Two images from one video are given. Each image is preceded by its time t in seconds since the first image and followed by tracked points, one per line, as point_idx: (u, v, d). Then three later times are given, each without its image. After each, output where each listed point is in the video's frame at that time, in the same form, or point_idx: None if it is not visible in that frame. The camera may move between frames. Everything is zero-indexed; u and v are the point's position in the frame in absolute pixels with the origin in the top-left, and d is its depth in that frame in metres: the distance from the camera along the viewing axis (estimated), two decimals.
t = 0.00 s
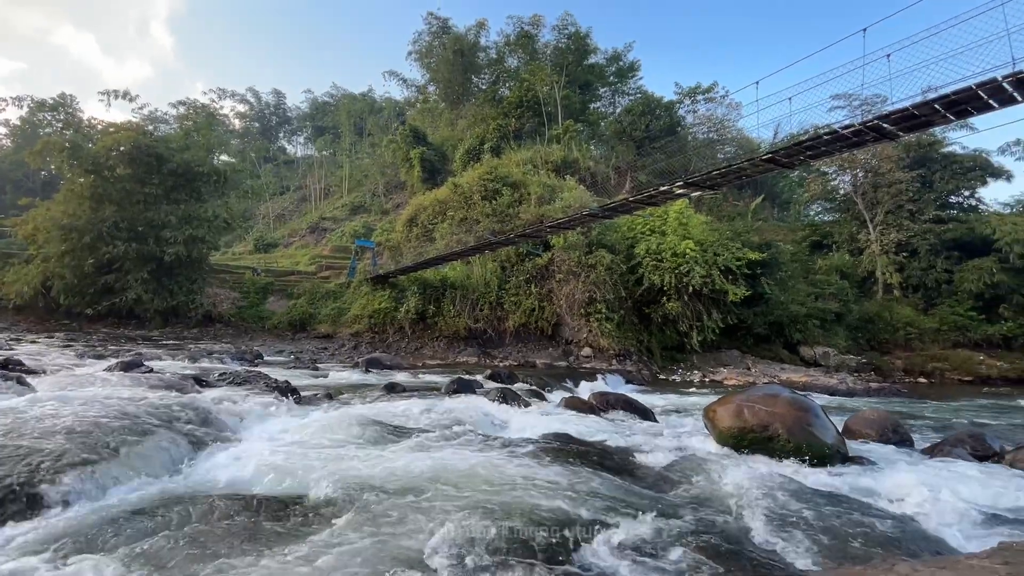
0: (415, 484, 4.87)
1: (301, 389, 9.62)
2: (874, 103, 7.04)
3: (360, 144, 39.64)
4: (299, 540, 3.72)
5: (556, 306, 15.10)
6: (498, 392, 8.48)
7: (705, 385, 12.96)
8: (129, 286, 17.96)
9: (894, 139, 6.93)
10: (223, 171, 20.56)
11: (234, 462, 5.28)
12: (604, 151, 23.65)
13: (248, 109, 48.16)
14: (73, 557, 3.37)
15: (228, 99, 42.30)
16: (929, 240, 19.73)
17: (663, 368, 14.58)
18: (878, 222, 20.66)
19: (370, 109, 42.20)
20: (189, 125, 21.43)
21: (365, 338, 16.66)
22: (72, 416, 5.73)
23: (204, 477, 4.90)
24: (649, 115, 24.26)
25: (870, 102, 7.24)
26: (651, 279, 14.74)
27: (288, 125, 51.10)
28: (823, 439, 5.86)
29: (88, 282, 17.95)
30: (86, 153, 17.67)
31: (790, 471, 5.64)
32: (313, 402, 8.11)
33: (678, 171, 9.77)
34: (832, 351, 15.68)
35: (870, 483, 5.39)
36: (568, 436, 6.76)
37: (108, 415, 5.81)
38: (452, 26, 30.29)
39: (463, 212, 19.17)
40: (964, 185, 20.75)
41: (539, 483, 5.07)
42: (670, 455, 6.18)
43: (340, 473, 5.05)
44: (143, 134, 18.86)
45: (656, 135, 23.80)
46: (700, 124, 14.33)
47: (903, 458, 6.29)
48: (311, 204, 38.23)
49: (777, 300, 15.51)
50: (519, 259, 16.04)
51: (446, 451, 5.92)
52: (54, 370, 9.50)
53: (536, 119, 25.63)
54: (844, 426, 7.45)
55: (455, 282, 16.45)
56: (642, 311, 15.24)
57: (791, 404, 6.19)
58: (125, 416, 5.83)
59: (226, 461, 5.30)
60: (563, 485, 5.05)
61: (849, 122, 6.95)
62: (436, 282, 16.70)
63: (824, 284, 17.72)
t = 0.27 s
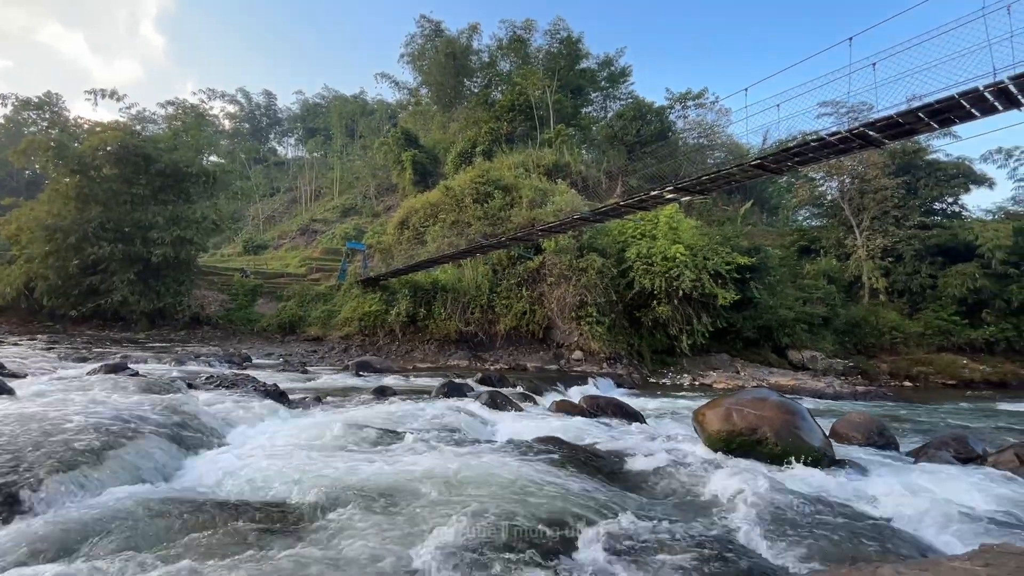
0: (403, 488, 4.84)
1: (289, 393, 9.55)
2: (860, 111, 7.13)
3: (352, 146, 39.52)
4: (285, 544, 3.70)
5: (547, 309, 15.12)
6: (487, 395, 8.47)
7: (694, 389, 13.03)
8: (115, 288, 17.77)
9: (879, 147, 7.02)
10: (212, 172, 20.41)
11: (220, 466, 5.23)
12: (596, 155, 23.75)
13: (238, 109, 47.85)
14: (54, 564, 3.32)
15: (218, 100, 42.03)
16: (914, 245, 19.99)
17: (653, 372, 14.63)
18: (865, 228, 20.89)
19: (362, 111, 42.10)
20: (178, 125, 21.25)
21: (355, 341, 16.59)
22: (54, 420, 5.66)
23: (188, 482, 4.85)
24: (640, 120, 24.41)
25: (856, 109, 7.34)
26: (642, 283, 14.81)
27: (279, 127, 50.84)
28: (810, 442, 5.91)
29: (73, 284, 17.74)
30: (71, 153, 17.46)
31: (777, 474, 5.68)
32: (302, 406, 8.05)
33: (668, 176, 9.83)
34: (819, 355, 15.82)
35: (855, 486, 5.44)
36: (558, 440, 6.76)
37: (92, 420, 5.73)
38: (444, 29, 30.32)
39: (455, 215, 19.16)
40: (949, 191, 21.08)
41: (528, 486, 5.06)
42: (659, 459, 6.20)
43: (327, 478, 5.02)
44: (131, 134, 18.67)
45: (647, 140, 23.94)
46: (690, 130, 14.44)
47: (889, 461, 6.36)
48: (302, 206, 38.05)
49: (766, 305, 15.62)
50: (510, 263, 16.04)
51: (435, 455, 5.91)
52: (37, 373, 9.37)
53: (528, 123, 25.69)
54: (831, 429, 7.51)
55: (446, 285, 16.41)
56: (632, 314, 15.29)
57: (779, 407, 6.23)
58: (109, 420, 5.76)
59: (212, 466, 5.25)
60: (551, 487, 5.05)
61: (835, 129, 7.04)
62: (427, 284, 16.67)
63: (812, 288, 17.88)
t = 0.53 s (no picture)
0: (389, 491, 4.82)
1: (276, 395, 9.48)
2: (845, 117, 7.23)
3: (342, 147, 39.36)
4: (267, 547, 3.65)
5: (537, 311, 15.14)
6: (477, 398, 8.46)
7: (683, 391, 13.09)
8: (98, 288, 17.55)
9: (863, 153, 7.12)
10: (199, 172, 20.21)
11: (204, 469, 5.18)
12: (586, 159, 23.85)
13: (226, 108, 47.41)
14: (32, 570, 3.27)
15: (205, 99, 41.66)
16: (898, 250, 20.28)
17: (642, 374, 14.69)
18: (850, 232, 21.16)
19: (352, 112, 41.95)
20: (164, 124, 21.03)
21: (343, 343, 16.51)
22: (34, 423, 5.57)
23: (171, 487, 4.79)
24: (630, 124, 24.55)
25: (842, 115, 7.43)
26: (631, 286, 14.89)
27: (268, 127, 50.50)
28: (796, 443, 5.96)
29: (55, 284, 17.50)
30: (54, 151, 17.22)
31: (764, 476, 5.73)
32: (289, 409, 7.99)
33: (657, 180, 9.88)
34: (806, 358, 15.97)
35: (840, 487, 5.51)
36: (546, 442, 6.76)
37: (73, 423, 5.65)
38: (435, 31, 30.31)
39: (445, 217, 19.14)
40: (931, 197, 21.42)
41: (515, 488, 5.06)
42: (647, 461, 6.23)
43: (312, 481, 4.97)
44: (116, 133, 18.45)
45: (637, 144, 24.07)
46: (679, 134, 14.54)
47: (872, 463, 6.44)
48: (291, 207, 37.82)
49: (753, 308, 15.74)
50: (500, 265, 16.04)
51: (423, 457, 5.89)
52: (17, 375, 9.22)
53: (519, 126, 25.74)
54: (817, 431, 7.58)
55: (436, 287, 16.36)
56: (622, 317, 15.36)
57: (766, 409, 6.28)
58: (90, 423, 5.68)
59: (196, 470, 5.19)
60: (538, 489, 5.06)
61: (821, 135, 7.12)
62: (417, 286, 16.62)
63: (799, 292, 18.06)
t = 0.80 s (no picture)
0: (376, 494, 4.79)
1: (264, 396, 9.40)
2: (831, 122, 7.32)
3: (332, 146, 39.16)
4: (247, 553, 3.58)
5: (527, 313, 15.15)
6: (466, 399, 8.46)
7: (672, 392, 13.16)
8: (81, 288, 17.32)
9: (848, 157, 7.21)
10: (186, 170, 19.99)
11: (189, 472, 5.12)
12: (576, 161, 23.93)
13: (215, 107, 46.96)
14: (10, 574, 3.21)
15: (193, 97, 41.26)
16: (882, 253, 20.55)
17: (632, 376, 14.75)
18: (836, 236, 21.39)
19: (342, 112, 41.74)
20: (150, 122, 20.77)
21: (332, 344, 16.42)
22: (14, 426, 5.48)
23: (150, 490, 4.71)
24: (621, 127, 24.66)
25: (828, 120, 7.52)
26: (621, 288, 14.96)
27: (257, 126, 50.11)
28: (782, 444, 6.02)
29: (36, 284, 17.23)
30: (37, 148, 16.95)
31: (751, 476, 5.77)
32: (276, 411, 7.91)
33: (646, 183, 9.94)
34: (793, 359, 16.11)
35: (825, 486, 5.57)
36: (535, 444, 6.77)
37: (54, 426, 5.57)
38: (427, 31, 30.26)
39: (435, 218, 19.10)
40: (915, 201, 21.72)
41: (504, 491, 5.05)
42: (635, 462, 6.26)
43: (298, 483, 4.94)
44: (101, 130, 18.20)
45: (627, 146, 24.19)
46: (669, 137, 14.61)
47: (857, 463, 6.50)
48: (280, 207, 37.57)
49: (742, 310, 15.85)
50: (491, 266, 16.03)
51: (412, 459, 5.86)
52: None
53: (510, 127, 25.76)
54: (803, 432, 7.65)
55: (426, 288, 16.32)
56: (612, 318, 15.41)
57: (753, 411, 6.34)
58: (72, 426, 5.60)
59: (177, 472, 5.12)
60: (526, 491, 5.07)
61: (807, 139, 7.20)
62: (407, 287, 16.55)
63: (786, 294, 18.23)
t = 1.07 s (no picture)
0: (362, 495, 4.76)
1: (250, 398, 9.33)
2: (816, 126, 7.41)
3: (320, 145, 38.93)
4: (226, 557, 3.53)
5: (517, 313, 15.17)
6: (455, 400, 8.45)
7: (660, 393, 13.24)
8: (62, 288, 17.07)
9: (832, 161, 7.30)
10: (170, 169, 19.74)
11: (172, 474, 5.06)
12: (565, 162, 24.00)
13: (201, 104, 46.47)
14: None
15: (179, 95, 40.80)
16: (866, 255, 20.84)
17: (621, 376, 14.81)
18: (822, 238, 21.64)
19: (331, 111, 41.49)
20: (134, 119, 20.49)
21: (320, 345, 16.34)
22: None
23: (133, 492, 4.67)
24: (610, 129, 24.74)
25: (813, 124, 7.61)
26: (610, 289, 15.04)
27: (244, 124, 49.65)
28: (768, 443, 6.09)
29: (16, 284, 16.97)
30: (17, 145, 16.65)
31: (737, 476, 5.83)
32: (262, 412, 7.86)
33: (635, 184, 10.00)
34: (779, 360, 16.27)
35: (809, 485, 5.64)
36: (524, 445, 6.78)
37: (34, 429, 5.49)
38: (417, 31, 30.17)
39: (424, 218, 19.04)
40: (898, 204, 22.02)
41: (491, 492, 5.03)
42: (623, 462, 6.28)
43: (284, 485, 4.91)
44: (83, 128, 17.92)
45: (617, 148, 24.28)
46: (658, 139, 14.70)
47: (841, 462, 6.58)
48: (267, 207, 37.28)
49: (729, 311, 15.98)
50: (480, 266, 16.02)
51: (399, 460, 5.84)
52: None
53: (499, 128, 25.77)
54: (789, 431, 7.74)
55: (416, 289, 16.27)
56: (601, 319, 15.47)
57: (739, 411, 6.40)
58: (53, 429, 5.52)
59: (160, 474, 5.07)
60: (513, 491, 5.08)
61: (792, 143, 7.29)
62: (396, 288, 16.49)
63: (773, 296, 18.41)
